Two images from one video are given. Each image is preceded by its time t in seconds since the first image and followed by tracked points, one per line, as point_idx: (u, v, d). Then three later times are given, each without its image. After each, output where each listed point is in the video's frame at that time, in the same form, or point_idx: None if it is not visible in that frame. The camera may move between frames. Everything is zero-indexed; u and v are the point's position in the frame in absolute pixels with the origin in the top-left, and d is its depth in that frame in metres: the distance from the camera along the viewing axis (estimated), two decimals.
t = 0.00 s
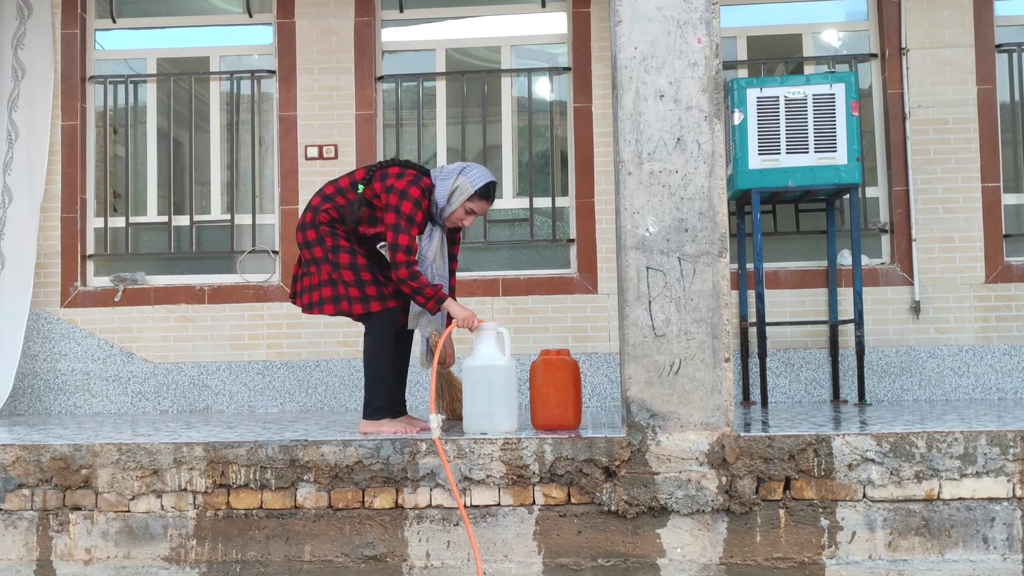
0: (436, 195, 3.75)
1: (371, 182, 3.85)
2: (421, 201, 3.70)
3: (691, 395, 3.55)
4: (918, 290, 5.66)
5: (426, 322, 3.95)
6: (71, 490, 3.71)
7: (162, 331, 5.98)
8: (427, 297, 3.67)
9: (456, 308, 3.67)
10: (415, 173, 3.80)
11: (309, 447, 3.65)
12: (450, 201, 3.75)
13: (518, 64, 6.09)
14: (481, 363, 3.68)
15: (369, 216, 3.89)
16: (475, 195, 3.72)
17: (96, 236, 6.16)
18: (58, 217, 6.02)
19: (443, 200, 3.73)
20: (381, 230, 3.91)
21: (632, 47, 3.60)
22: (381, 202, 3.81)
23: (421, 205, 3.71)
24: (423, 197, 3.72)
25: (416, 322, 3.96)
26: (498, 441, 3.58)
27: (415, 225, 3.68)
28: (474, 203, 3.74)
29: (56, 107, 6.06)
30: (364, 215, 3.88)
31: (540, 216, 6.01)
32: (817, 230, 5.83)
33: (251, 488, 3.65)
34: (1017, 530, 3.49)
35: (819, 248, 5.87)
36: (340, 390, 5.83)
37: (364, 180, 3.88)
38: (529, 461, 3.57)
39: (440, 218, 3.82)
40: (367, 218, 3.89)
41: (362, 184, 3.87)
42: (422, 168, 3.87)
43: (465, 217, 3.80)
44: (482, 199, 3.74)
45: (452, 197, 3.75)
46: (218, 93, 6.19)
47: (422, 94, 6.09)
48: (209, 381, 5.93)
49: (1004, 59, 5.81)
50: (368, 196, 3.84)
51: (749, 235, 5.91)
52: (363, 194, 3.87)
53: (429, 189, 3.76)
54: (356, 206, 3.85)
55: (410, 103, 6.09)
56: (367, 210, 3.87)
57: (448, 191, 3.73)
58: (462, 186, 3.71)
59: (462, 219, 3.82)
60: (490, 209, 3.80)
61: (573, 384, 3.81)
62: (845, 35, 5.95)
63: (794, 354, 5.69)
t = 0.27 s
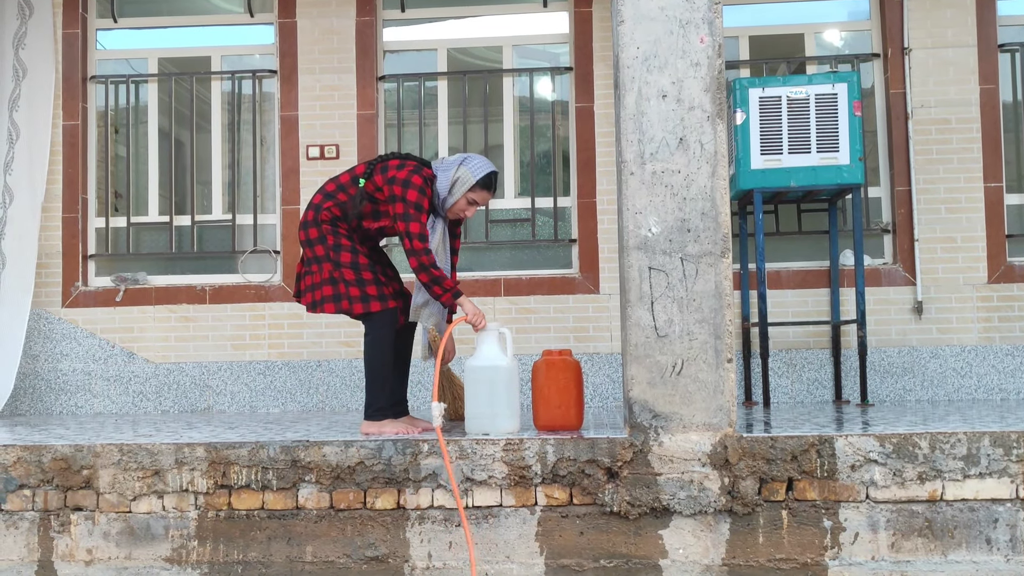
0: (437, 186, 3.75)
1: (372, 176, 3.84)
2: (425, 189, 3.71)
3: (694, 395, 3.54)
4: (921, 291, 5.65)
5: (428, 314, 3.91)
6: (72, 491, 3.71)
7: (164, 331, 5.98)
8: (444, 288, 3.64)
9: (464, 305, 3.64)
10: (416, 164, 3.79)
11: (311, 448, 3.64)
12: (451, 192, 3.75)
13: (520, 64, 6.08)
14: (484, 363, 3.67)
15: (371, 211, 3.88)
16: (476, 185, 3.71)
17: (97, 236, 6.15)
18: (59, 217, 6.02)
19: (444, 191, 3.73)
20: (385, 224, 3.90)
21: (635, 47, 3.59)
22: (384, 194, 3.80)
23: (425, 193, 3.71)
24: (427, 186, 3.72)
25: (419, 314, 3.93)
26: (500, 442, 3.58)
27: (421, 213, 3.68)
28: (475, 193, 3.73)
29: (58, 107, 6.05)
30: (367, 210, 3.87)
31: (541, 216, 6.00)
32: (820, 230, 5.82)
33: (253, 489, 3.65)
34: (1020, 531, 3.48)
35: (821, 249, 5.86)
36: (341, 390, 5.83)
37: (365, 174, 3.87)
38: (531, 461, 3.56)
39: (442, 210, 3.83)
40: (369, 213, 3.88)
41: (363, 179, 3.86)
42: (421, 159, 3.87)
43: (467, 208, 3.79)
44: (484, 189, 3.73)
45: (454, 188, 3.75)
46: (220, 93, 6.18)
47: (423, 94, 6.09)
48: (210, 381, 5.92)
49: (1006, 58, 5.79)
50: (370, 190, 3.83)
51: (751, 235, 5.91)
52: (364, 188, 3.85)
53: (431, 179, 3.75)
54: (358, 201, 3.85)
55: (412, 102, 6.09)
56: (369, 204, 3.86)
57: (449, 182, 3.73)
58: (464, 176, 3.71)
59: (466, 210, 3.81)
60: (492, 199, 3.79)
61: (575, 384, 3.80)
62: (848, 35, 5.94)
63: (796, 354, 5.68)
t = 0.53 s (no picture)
0: (436, 184, 3.74)
1: (371, 174, 3.82)
2: (424, 185, 3.69)
3: (692, 396, 3.54)
4: (921, 291, 5.65)
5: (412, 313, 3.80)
6: (70, 491, 3.71)
7: (163, 331, 5.98)
8: (443, 288, 3.61)
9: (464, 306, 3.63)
10: (415, 161, 3.78)
11: (310, 448, 3.64)
12: (449, 192, 3.74)
13: (519, 64, 6.08)
14: (483, 364, 3.67)
15: (370, 209, 3.86)
16: (475, 185, 3.71)
17: (97, 236, 6.15)
18: (58, 218, 6.01)
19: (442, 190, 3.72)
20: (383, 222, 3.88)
21: (634, 47, 3.59)
22: (383, 192, 3.78)
23: (424, 190, 3.69)
24: (426, 183, 3.71)
25: (403, 310, 3.79)
26: (499, 442, 3.57)
27: (422, 210, 3.66)
28: (473, 192, 3.72)
29: (57, 107, 6.05)
30: (365, 208, 3.86)
31: (541, 216, 6.00)
32: (819, 230, 5.82)
33: (252, 489, 3.64)
34: (1019, 531, 3.48)
35: (821, 249, 5.86)
36: (340, 390, 5.83)
37: (364, 172, 3.85)
38: (530, 462, 3.56)
39: (440, 209, 3.80)
40: (368, 211, 3.86)
41: (362, 176, 3.85)
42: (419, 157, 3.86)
43: (465, 209, 3.78)
44: (482, 189, 3.73)
45: (451, 188, 3.73)
46: (219, 93, 6.18)
47: (423, 94, 6.09)
48: (209, 381, 5.92)
49: (1006, 58, 5.79)
50: (369, 187, 3.81)
51: (750, 235, 5.90)
52: (363, 185, 3.84)
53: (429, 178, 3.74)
54: (357, 199, 3.84)
55: (411, 102, 6.09)
56: (368, 202, 3.84)
57: (448, 181, 3.71)
58: (462, 176, 3.70)
59: (462, 212, 3.79)
60: (489, 200, 3.78)
61: (574, 384, 3.79)
62: (847, 35, 5.94)
63: (795, 354, 5.68)
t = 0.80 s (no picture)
0: (430, 182, 3.78)
1: (366, 172, 3.84)
2: (418, 185, 3.68)
3: (689, 395, 3.54)
4: (918, 290, 5.65)
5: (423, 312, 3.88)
6: (67, 490, 3.70)
7: (160, 330, 5.97)
8: (432, 289, 3.63)
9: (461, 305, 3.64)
10: (409, 160, 3.78)
11: (306, 447, 3.64)
12: (444, 189, 3.78)
13: (517, 63, 6.08)
14: (480, 363, 3.67)
15: (365, 208, 3.88)
16: (469, 182, 3.75)
17: (95, 235, 6.16)
18: (56, 217, 6.01)
19: (437, 188, 3.77)
20: (379, 221, 3.90)
21: (630, 45, 3.59)
22: (378, 190, 3.79)
23: (418, 189, 3.68)
24: (420, 182, 3.71)
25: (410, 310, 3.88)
26: (496, 441, 3.57)
27: (415, 211, 3.66)
28: (467, 189, 3.77)
29: (54, 107, 6.05)
30: (361, 207, 3.87)
31: (539, 216, 6.00)
32: (817, 229, 5.81)
33: (248, 488, 3.64)
34: (1016, 531, 3.48)
35: (818, 248, 5.85)
36: (338, 390, 5.83)
37: (359, 171, 3.87)
38: (526, 461, 3.56)
39: (436, 206, 3.85)
40: (364, 209, 3.88)
41: (358, 175, 3.86)
42: (415, 155, 3.87)
43: (461, 205, 3.84)
44: (476, 185, 3.77)
45: (446, 185, 3.78)
46: (216, 92, 6.18)
47: (420, 93, 6.08)
48: (207, 380, 5.91)
49: (1004, 57, 5.79)
50: (364, 186, 3.83)
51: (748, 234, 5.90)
52: (358, 185, 3.85)
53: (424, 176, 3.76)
54: (353, 197, 3.84)
55: (409, 102, 6.09)
56: (363, 201, 3.86)
57: (442, 179, 3.76)
58: (455, 173, 3.74)
59: (459, 207, 3.85)
60: (485, 195, 3.82)
61: (571, 383, 3.79)
62: (845, 34, 5.93)
63: (793, 353, 5.67)
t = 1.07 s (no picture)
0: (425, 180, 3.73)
1: (362, 171, 3.82)
2: (412, 184, 3.67)
3: (688, 394, 3.53)
4: (918, 289, 5.64)
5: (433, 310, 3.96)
6: (64, 490, 3.70)
7: (159, 330, 5.97)
8: (419, 290, 3.64)
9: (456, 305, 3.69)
10: (405, 158, 3.77)
11: (304, 447, 3.63)
12: (440, 185, 3.73)
13: (516, 63, 6.07)
14: (478, 362, 3.66)
15: (363, 206, 3.85)
16: (464, 177, 3.71)
17: (93, 235, 6.15)
18: (54, 216, 6.00)
19: (433, 184, 3.71)
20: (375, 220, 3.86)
21: (629, 45, 3.58)
22: (373, 189, 3.77)
23: (412, 188, 3.67)
24: (414, 180, 3.69)
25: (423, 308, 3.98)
26: (494, 441, 3.56)
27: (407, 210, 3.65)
28: (464, 184, 3.73)
29: (52, 106, 6.04)
30: (358, 206, 3.83)
31: (538, 215, 5.99)
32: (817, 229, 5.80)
33: (246, 488, 3.63)
34: (1015, 531, 3.47)
35: (817, 247, 5.85)
36: (337, 389, 5.82)
37: (355, 169, 3.85)
38: (525, 460, 3.55)
39: (433, 203, 3.80)
40: (361, 208, 3.85)
41: (354, 173, 3.84)
42: (412, 152, 3.85)
43: (458, 200, 3.79)
44: (473, 179, 3.73)
45: (442, 181, 3.73)
46: (215, 91, 6.17)
47: (419, 93, 6.08)
48: (205, 380, 5.91)
49: (1003, 57, 5.78)
50: (361, 185, 3.80)
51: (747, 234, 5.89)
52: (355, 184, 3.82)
53: (419, 173, 3.74)
54: (350, 196, 3.81)
55: (408, 101, 6.08)
56: (360, 200, 3.82)
57: (437, 176, 3.71)
58: (451, 168, 3.70)
59: (456, 203, 3.80)
60: (482, 189, 3.78)
61: (570, 383, 3.78)
62: (845, 33, 5.93)
63: (792, 353, 5.67)
